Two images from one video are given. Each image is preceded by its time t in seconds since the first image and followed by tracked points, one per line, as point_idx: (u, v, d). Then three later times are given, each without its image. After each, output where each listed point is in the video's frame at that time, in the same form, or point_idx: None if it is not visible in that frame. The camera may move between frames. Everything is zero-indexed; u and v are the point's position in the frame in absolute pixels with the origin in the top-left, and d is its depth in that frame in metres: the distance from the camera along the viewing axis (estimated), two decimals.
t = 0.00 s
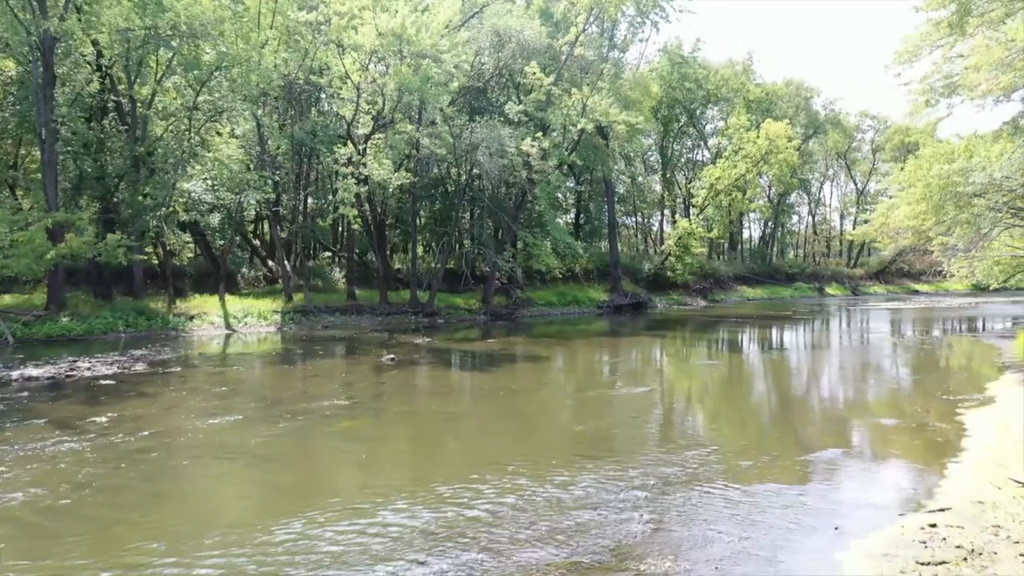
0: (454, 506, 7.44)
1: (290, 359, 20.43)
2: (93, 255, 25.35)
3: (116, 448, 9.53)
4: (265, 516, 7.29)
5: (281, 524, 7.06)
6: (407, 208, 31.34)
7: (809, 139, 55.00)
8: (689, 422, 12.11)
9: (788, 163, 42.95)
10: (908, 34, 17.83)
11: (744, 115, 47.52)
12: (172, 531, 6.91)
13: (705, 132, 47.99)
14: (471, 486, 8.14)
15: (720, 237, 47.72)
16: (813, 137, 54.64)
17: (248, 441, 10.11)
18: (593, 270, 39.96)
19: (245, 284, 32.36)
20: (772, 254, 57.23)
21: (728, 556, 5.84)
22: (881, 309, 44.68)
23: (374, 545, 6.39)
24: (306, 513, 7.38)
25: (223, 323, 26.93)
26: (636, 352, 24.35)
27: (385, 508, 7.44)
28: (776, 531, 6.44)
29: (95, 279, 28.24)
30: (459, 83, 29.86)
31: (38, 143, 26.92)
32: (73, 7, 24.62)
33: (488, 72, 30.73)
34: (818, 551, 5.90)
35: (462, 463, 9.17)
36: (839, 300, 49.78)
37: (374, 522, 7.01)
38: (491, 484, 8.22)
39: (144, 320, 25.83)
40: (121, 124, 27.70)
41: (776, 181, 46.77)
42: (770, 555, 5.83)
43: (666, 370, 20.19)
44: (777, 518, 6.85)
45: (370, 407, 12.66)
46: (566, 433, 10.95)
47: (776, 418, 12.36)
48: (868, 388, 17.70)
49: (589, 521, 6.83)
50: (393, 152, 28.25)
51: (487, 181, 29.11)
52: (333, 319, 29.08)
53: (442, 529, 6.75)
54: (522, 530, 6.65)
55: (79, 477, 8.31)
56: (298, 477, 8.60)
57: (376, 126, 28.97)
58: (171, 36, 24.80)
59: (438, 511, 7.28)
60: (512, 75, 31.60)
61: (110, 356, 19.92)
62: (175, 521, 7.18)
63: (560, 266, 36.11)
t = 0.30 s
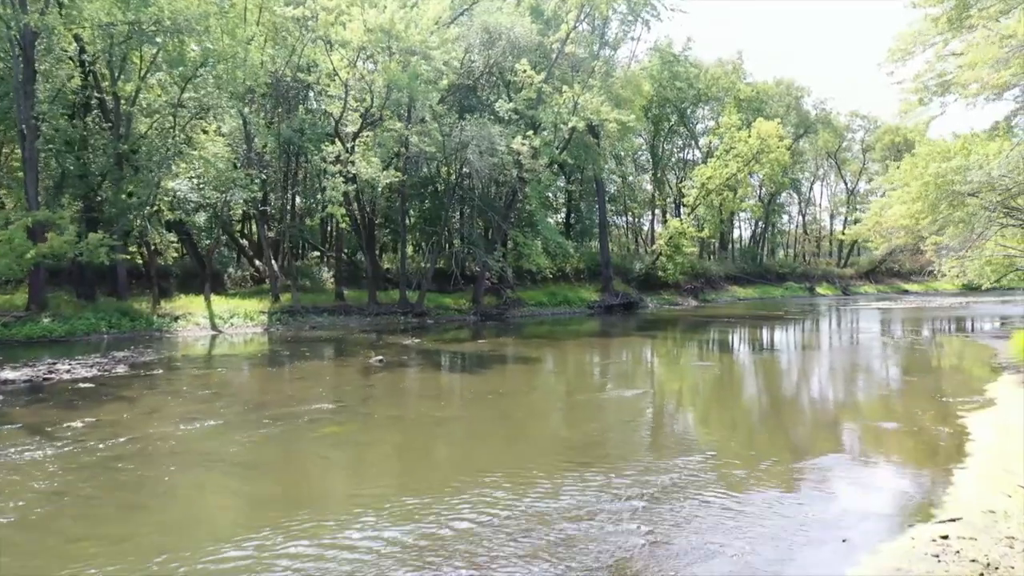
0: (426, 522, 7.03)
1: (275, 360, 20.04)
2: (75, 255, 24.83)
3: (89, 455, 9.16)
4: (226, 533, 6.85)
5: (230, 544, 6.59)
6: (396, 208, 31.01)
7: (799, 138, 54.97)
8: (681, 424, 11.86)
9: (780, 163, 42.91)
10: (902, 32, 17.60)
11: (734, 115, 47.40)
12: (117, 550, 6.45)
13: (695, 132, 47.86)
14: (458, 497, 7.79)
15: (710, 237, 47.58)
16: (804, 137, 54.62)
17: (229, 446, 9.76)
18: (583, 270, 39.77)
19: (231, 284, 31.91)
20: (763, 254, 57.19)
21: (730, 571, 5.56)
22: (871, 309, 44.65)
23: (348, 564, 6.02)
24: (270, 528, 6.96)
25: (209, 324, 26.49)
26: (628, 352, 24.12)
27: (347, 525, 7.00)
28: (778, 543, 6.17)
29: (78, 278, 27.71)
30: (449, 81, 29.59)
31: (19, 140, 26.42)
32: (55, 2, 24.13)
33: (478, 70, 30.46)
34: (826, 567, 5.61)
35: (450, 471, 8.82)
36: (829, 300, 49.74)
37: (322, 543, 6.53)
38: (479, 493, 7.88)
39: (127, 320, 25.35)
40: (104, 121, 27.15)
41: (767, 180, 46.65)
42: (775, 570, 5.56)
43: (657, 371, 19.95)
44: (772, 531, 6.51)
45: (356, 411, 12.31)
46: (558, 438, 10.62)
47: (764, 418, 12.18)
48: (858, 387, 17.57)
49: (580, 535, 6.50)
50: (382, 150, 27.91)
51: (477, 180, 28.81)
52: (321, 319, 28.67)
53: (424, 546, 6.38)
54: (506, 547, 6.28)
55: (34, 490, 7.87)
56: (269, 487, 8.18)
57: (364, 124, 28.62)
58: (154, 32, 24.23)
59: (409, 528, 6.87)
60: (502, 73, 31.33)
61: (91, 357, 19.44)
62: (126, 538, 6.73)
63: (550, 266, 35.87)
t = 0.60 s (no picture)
0: (398, 536, 6.66)
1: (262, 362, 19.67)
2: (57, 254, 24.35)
3: (63, 463, 8.80)
4: (187, 550, 6.45)
5: (183, 564, 6.17)
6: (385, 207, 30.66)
7: (791, 138, 54.87)
8: (675, 425, 11.60)
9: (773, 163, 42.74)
10: (895, 29, 17.39)
11: (725, 114, 47.21)
12: (66, 568, 6.06)
13: (686, 131, 47.66)
14: (445, 506, 7.48)
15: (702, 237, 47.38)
16: (795, 136, 54.51)
17: (210, 453, 9.42)
18: (575, 270, 39.52)
19: (218, 284, 31.47)
20: (754, 254, 57.09)
21: None
22: (863, 309, 44.56)
23: None
24: (233, 543, 6.57)
25: (195, 324, 26.05)
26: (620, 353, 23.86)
27: (309, 542, 6.57)
28: (782, 557, 5.90)
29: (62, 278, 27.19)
30: (440, 79, 29.26)
31: None
32: None
33: (469, 68, 30.14)
34: None
35: (440, 478, 8.50)
36: (821, 300, 49.63)
37: (276, 565, 6.08)
38: (468, 503, 7.58)
39: (111, 321, 24.89)
40: (87, 118, 26.68)
41: (759, 180, 46.47)
42: None
43: (650, 372, 19.71)
44: (771, 544, 6.20)
45: (343, 415, 11.97)
46: (553, 443, 10.29)
47: (759, 419, 11.93)
48: (852, 387, 17.39)
49: (573, 548, 6.21)
50: (371, 147, 27.55)
51: (468, 179, 28.46)
52: (309, 320, 28.25)
53: (405, 560, 6.07)
54: (490, 563, 5.96)
55: None
56: (244, 497, 7.79)
57: (353, 121, 28.23)
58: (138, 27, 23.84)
59: (381, 544, 6.49)
60: (493, 71, 31.01)
61: (73, 359, 19.01)
62: (87, 554, 6.36)
63: (542, 265, 35.57)
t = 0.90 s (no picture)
0: (363, 556, 6.24)
1: (248, 363, 19.30)
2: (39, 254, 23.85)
3: (36, 471, 8.44)
4: (158, 567, 6.11)
5: None
6: (374, 206, 30.34)
7: (782, 137, 54.76)
8: (667, 426, 11.38)
9: (764, 162, 42.56)
10: (889, 27, 17.21)
11: (717, 113, 47.03)
12: None
13: (677, 130, 47.46)
14: (435, 517, 7.16)
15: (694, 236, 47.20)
16: (786, 135, 54.40)
17: (190, 460, 9.08)
18: (566, 270, 39.30)
19: (205, 284, 31.06)
20: (746, 254, 56.95)
21: None
22: (855, 309, 44.48)
23: None
24: (207, 559, 6.22)
25: (181, 325, 25.64)
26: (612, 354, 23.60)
27: (292, 557, 6.25)
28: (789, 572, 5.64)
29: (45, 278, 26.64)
30: (429, 76, 28.95)
31: None
32: None
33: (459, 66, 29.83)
34: None
35: (431, 486, 8.19)
36: (813, 300, 49.53)
37: None
38: (459, 513, 7.28)
39: (95, 322, 24.42)
40: (70, 115, 26.07)
41: (751, 179, 46.30)
42: None
43: (640, 372, 19.51)
44: (775, 559, 5.91)
45: (331, 419, 11.64)
46: (545, 448, 10.01)
47: (752, 420, 11.69)
48: (844, 387, 17.25)
49: (569, 563, 5.93)
50: (360, 145, 27.16)
51: (458, 178, 28.12)
52: (297, 320, 27.86)
53: None
54: None
55: None
56: (224, 508, 7.47)
57: (341, 119, 27.88)
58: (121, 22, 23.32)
59: (368, 558, 6.18)
60: (484, 68, 30.71)
61: (54, 361, 18.56)
62: (57, 570, 6.03)
63: (533, 265, 35.31)
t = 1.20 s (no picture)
0: None
1: (232, 365, 18.92)
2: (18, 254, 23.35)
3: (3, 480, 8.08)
4: None
5: None
6: (362, 205, 29.99)
7: (772, 137, 54.70)
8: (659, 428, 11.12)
9: (755, 161, 42.42)
10: (882, 25, 17.01)
11: (707, 112, 46.88)
12: None
13: (668, 129, 47.27)
14: (420, 529, 6.85)
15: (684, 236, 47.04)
16: (776, 135, 54.33)
17: (166, 468, 8.72)
18: (557, 270, 39.05)
19: (190, 284, 30.64)
20: (736, 254, 56.87)
21: None
22: (845, 309, 44.43)
23: None
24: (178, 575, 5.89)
25: (165, 325, 25.22)
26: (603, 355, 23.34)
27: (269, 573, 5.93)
28: None
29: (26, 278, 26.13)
30: (418, 73, 28.62)
31: None
32: None
33: (448, 64, 29.55)
34: None
35: (417, 494, 7.88)
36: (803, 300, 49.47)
37: None
38: (445, 525, 6.96)
39: (76, 322, 23.96)
40: (52, 113, 25.57)
41: (742, 179, 46.18)
42: None
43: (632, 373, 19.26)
44: None
45: (315, 424, 11.31)
46: (535, 453, 9.73)
47: (745, 422, 11.45)
48: (835, 387, 17.08)
49: None
50: (347, 143, 26.75)
51: (447, 176, 27.80)
52: (283, 320, 27.48)
53: None
54: None
55: None
56: (201, 518, 7.14)
57: (329, 116, 27.51)
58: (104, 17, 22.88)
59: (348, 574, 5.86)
60: (474, 66, 30.41)
61: (32, 363, 18.11)
62: None
63: (523, 265, 35.05)
